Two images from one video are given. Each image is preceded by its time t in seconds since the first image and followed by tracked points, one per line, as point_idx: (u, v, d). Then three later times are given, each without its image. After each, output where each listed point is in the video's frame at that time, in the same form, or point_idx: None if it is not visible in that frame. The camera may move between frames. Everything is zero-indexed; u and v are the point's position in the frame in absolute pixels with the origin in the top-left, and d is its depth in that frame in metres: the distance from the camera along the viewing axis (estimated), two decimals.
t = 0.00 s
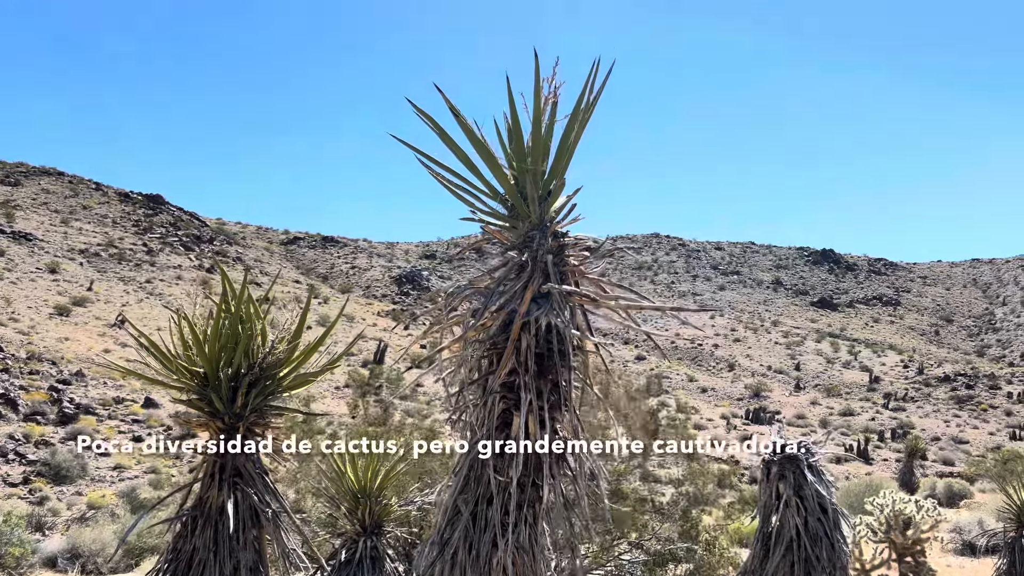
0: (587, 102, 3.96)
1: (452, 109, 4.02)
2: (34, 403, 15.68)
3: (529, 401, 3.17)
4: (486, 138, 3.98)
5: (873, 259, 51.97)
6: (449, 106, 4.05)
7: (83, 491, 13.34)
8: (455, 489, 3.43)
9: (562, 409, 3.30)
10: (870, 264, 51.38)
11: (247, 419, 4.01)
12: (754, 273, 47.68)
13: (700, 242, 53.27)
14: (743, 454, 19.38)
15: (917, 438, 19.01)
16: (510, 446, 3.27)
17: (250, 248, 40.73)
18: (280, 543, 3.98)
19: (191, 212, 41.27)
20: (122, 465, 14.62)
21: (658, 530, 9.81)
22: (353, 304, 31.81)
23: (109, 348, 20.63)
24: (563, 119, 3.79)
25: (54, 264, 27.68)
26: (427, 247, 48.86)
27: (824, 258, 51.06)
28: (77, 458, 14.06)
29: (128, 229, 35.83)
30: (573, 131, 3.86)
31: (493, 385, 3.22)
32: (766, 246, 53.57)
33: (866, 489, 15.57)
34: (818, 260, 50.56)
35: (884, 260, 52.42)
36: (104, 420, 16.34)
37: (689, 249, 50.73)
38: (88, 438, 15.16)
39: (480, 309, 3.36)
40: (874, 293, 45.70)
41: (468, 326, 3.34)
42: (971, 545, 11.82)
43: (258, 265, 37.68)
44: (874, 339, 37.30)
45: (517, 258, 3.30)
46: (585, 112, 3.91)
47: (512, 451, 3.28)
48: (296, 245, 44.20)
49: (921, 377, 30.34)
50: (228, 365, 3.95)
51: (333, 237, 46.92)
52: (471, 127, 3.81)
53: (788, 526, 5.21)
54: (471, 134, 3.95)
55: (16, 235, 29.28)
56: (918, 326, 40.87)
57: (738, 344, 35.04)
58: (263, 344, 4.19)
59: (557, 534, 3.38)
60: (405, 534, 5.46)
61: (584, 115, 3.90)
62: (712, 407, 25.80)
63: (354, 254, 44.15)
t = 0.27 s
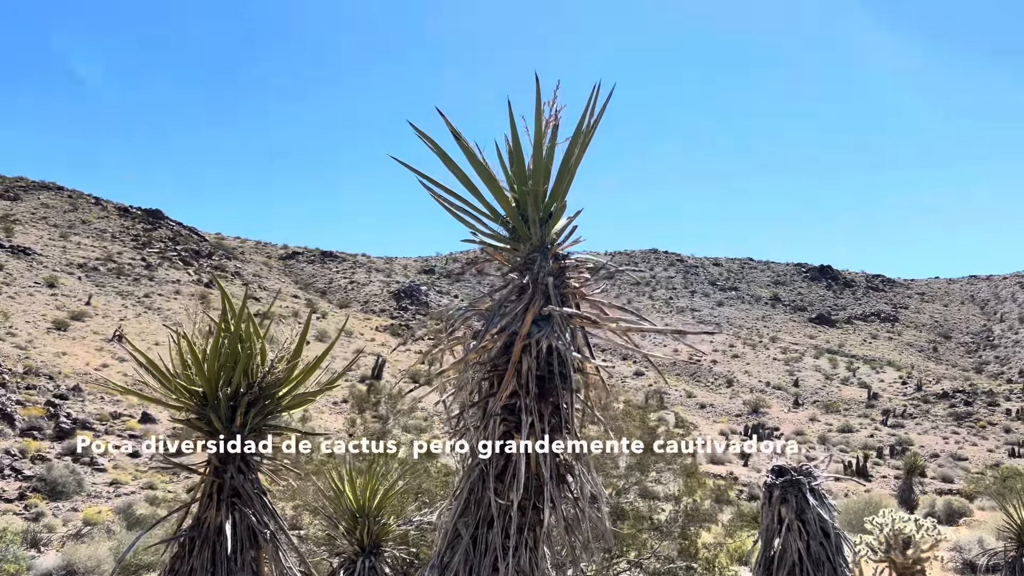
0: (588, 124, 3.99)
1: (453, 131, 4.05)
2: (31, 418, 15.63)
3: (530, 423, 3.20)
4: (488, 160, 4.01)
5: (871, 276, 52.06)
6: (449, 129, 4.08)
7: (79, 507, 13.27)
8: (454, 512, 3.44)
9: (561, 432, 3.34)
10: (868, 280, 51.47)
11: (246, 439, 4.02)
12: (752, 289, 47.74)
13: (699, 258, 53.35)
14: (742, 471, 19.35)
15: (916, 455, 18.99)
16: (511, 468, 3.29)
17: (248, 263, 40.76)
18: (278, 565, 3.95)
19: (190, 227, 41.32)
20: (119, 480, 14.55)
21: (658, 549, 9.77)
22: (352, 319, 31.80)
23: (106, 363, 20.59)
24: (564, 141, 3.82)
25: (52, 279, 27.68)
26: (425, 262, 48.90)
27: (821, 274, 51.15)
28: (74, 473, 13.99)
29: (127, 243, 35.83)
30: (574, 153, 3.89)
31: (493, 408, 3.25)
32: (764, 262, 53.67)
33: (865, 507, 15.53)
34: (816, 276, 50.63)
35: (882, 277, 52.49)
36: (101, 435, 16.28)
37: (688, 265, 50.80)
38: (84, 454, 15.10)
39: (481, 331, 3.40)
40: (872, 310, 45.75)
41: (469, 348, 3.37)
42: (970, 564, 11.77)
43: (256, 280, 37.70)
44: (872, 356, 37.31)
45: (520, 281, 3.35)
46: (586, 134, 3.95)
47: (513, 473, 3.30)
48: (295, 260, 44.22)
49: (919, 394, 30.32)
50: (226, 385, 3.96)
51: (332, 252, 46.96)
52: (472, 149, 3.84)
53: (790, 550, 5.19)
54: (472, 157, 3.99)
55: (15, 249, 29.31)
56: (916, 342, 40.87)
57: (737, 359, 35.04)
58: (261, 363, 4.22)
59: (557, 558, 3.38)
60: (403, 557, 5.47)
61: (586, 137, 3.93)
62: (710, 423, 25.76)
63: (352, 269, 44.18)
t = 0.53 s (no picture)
0: (586, 146, 4.03)
1: (451, 154, 4.10)
2: (28, 433, 15.57)
3: (527, 443, 3.27)
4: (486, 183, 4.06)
5: (869, 291, 52.11)
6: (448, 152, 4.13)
7: (76, 523, 13.21)
8: (452, 533, 3.48)
9: (559, 452, 3.41)
10: (867, 295, 51.50)
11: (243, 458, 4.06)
12: (751, 304, 47.74)
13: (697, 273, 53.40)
14: (741, 487, 19.27)
15: (916, 472, 18.93)
16: (509, 489, 3.35)
17: (247, 278, 40.76)
18: None
19: (189, 242, 41.36)
20: (116, 496, 14.50)
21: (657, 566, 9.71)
22: (351, 333, 31.79)
23: (104, 377, 20.56)
24: (561, 164, 3.87)
25: (51, 293, 27.68)
26: (425, 276, 48.92)
27: (820, 289, 51.16)
28: (71, 489, 13.94)
29: (126, 258, 35.85)
30: (571, 175, 3.93)
31: (492, 428, 3.32)
32: (763, 277, 53.71)
33: (866, 524, 15.45)
34: (815, 291, 50.67)
35: (880, 292, 52.54)
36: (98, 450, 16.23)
37: (687, 279, 50.85)
38: (82, 469, 15.05)
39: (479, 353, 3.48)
40: (871, 325, 45.74)
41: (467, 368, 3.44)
42: None
43: (255, 295, 37.68)
44: (872, 371, 37.27)
45: (517, 302, 3.44)
46: (583, 157, 3.99)
47: (511, 493, 3.36)
48: (294, 275, 44.23)
49: (919, 409, 30.28)
50: (224, 404, 4.02)
51: (330, 266, 46.96)
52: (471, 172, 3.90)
53: (787, 572, 5.19)
54: (471, 179, 4.03)
55: (14, 264, 29.31)
56: (916, 358, 40.85)
57: (736, 375, 35.00)
58: (259, 381, 4.27)
59: None
60: None
61: (583, 159, 3.98)
62: (710, 438, 25.69)
63: (351, 283, 44.17)
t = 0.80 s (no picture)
0: (583, 164, 4.04)
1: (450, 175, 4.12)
2: (27, 450, 15.52)
3: (525, 461, 3.31)
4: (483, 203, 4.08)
5: (869, 308, 52.15)
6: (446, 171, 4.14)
7: (74, 539, 13.14)
8: (449, 552, 3.49)
9: (556, 471, 3.44)
10: (866, 312, 51.52)
11: (241, 475, 4.10)
12: (751, 321, 47.72)
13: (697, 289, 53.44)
14: (741, 505, 19.19)
15: (916, 489, 18.89)
16: (507, 508, 3.37)
17: (247, 293, 40.79)
18: None
19: (189, 258, 41.43)
20: (114, 513, 14.43)
21: None
22: (350, 349, 31.77)
23: (103, 393, 20.53)
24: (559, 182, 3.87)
25: (51, 309, 27.69)
26: (425, 292, 48.96)
27: (820, 306, 51.17)
28: (68, 506, 13.87)
29: (126, 273, 35.88)
30: (569, 194, 3.94)
31: (489, 446, 3.35)
32: (763, 294, 53.75)
33: (866, 542, 15.39)
34: (815, 308, 50.71)
35: (880, 309, 52.56)
36: (97, 467, 16.17)
37: (686, 296, 50.90)
38: (80, 485, 14.99)
39: (476, 371, 3.52)
40: (871, 341, 45.71)
41: (464, 386, 3.48)
42: None
43: (255, 311, 37.68)
44: (872, 388, 37.19)
45: (515, 321, 3.49)
46: (580, 175, 4.00)
47: (508, 511, 3.38)
48: (294, 291, 44.27)
49: (919, 426, 30.21)
50: (222, 422, 4.08)
51: (331, 283, 46.99)
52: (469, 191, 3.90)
53: None
54: (469, 198, 4.04)
55: (14, 280, 29.35)
56: (916, 374, 40.80)
57: (736, 391, 34.95)
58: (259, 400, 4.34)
59: None
60: None
61: (580, 177, 3.99)
62: (710, 456, 25.59)
63: (351, 299, 44.17)
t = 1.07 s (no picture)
0: (584, 190, 4.08)
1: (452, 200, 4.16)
2: (26, 469, 15.46)
3: (526, 484, 3.35)
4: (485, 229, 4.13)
5: (871, 328, 52.11)
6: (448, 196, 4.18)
7: (72, 559, 13.07)
8: None
9: (557, 496, 3.49)
10: (868, 331, 51.49)
11: (240, 498, 4.65)
12: (752, 340, 47.66)
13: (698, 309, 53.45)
14: (744, 526, 19.08)
15: (920, 510, 18.79)
16: (508, 532, 3.40)
17: (248, 312, 40.81)
18: None
19: (190, 277, 41.48)
20: (112, 533, 14.36)
21: None
22: (351, 369, 31.73)
23: (103, 413, 20.49)
24: (560, 208, 3.90)
25: (52, 327, 27.69)
26: (425, 311, 48.96)
27: (821, 325, 51.15)
28: (67, 526, 13.80)
29: (127, 292, 35.90)
30: (570, 219, 3.97)
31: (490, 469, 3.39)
32: (764, 313, 53.74)
33: (869, 565, 15.28)
34: (816, 327, 50.69)
35: (881, 328, 52.52)
36: (95, 486, 16.10)
37: (687, 315, 50.90)
38: (79, 505, 14.92)
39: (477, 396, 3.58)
40: (873, 361, 45.62)
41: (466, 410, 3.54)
42: None
43: (255, 330, 37.67)
44: (874, 408, 37.09)
45: (517, 345, 3.54)
46: (581, 201, 4.03)
47: (509, 535, 3.41)
48: (295, 310, 44.29)
49: (922, 447, 30.10)
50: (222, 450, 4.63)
51: (331, 302, 47.00)
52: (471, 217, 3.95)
53: None
54: (471, 224, 4.08)
55: (15, 298, 29.38)
56: (918, 394, 40.68)
57: (737, 411, 34.86)
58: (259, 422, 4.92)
59: None
60: None
61: (581, 204, 4.02)
62: (712, 476, 25.46)
63: (351, 318, 44.16)
